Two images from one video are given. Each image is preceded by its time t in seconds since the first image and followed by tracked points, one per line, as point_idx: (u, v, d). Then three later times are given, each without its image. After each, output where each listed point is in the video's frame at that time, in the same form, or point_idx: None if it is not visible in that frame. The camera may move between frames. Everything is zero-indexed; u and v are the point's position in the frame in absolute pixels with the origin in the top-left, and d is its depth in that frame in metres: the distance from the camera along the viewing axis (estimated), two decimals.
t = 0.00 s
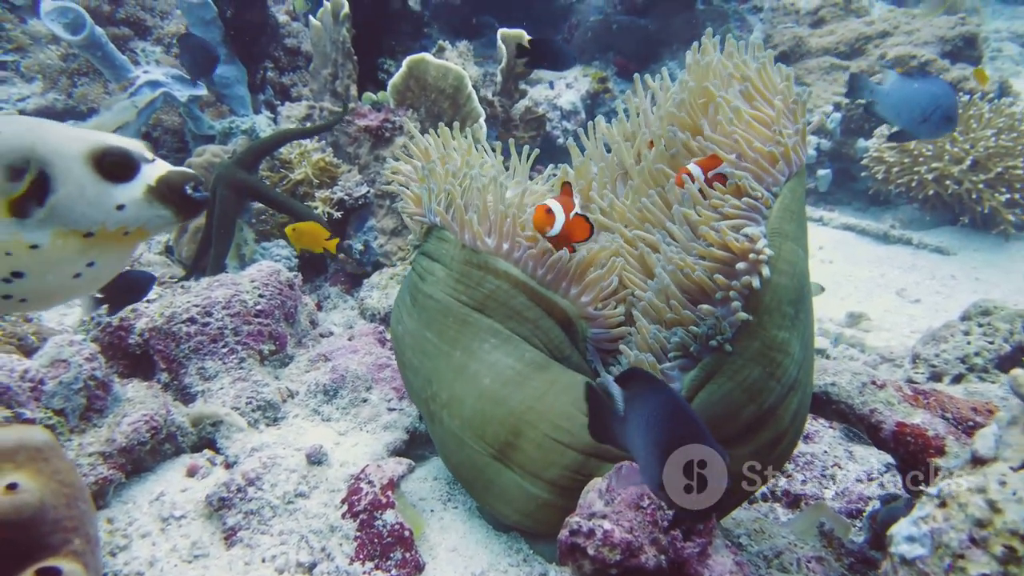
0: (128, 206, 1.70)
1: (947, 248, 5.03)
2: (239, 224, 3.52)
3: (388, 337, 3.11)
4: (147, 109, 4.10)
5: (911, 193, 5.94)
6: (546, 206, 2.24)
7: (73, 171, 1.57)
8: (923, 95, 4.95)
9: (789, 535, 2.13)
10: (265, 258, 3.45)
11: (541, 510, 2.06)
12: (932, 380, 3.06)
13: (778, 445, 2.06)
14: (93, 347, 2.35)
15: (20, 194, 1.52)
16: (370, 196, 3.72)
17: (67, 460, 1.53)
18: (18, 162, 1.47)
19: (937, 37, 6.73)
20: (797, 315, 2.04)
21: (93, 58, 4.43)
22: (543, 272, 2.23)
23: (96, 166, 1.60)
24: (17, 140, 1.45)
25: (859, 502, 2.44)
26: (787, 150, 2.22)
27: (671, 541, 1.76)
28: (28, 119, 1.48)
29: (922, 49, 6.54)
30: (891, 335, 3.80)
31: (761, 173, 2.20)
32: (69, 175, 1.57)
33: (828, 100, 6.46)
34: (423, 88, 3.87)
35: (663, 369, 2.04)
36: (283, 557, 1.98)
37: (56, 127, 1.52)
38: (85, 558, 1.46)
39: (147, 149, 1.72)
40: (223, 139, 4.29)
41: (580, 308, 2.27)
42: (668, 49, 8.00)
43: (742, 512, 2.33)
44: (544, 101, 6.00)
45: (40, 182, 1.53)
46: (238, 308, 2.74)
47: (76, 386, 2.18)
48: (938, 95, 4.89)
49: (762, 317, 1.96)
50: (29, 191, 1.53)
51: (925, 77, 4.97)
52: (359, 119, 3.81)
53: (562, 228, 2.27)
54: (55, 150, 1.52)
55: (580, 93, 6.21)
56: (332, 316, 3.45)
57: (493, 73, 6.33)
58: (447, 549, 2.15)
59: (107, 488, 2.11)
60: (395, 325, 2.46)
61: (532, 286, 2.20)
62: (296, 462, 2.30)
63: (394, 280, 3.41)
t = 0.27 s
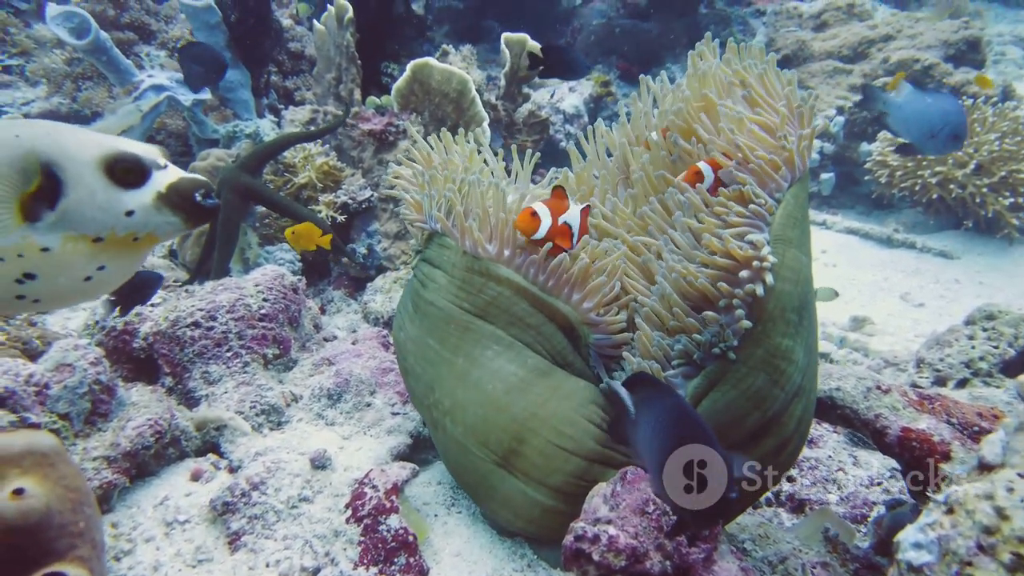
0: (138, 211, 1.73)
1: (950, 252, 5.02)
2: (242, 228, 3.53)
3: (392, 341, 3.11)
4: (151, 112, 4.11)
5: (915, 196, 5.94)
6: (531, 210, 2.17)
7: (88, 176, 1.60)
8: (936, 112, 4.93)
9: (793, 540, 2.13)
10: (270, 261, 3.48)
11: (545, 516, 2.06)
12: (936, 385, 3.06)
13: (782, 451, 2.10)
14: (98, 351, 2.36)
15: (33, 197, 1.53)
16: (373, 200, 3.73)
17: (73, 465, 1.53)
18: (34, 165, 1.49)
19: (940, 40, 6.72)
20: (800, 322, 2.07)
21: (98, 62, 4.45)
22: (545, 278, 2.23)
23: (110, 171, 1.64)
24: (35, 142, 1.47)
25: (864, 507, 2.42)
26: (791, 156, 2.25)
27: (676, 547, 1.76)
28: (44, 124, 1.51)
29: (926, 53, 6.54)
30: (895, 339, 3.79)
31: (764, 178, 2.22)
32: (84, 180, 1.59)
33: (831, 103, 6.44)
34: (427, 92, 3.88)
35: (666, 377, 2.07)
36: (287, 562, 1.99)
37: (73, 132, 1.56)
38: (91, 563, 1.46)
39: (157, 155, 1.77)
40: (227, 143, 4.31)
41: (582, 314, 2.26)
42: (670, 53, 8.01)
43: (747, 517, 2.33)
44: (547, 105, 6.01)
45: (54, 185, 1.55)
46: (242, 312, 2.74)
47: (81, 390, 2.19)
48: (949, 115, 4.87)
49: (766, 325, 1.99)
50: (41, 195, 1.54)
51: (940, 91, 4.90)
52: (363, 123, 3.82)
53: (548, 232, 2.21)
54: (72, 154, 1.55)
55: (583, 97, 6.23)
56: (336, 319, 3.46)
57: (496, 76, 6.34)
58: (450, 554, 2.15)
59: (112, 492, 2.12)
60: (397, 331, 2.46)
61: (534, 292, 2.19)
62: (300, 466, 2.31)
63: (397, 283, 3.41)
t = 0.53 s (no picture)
0: (147, 218, 1.70)
1: (957, 256, 5.00)
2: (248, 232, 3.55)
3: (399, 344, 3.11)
4: (157, 116, 4.10)
5: (921, 200, 5.93)
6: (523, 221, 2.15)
7: (99, 183, 1.59)
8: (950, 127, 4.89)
9: (803, 547, 2.10)
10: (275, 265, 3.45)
11: (552, 522, 2.06)
12: (944, 390, 3.04)
13: (793, 457, 2.09)
14: (106, 355, 2.36)
15: (46, 200, 1.55)
16: (379, 204, 3.75)
17: (83, 470, 1.52)
18: (46, 170, 1.50)
19: (946, 43, 6.71)
20: (810, 329, 2.06)
21: (104, 66, 4.45)
22: (551, 284, 2.23)
23: (121, 178, 1.62)
24: (48, 147, 1.48)
25: (873, 513, 2.41)
26: (799, 161, 2.25)
27: (687, 553, 1.77)
28: (59, 129, 1.52)
29: (931, 56, 6.53)
30: (902, 343, 3.78)
31: (772, 183, 2.20)
32: (95, 186, 1.59)
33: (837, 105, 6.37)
34: (433, 95, 3.89)
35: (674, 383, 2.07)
36: (294, 567, 1.98)
37: (87, 137, 1.55)
38: (101, 568, 1.45)
39: (172, 162, 1.72)
40: (232, 146, 4.31)
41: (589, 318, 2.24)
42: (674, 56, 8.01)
43: (755, 523, 2.31)
44: (551, 108, 6.02)
45: (66, 190, 1.56)
46: (250, 316, 2.74)
47: (89, 394, 2.18)
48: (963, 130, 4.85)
49: (776, 332, 1.99)
50: (54, 199, 1.55)
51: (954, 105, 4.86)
52: (368, 126, 3.84)
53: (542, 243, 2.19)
54: (83, 160, 1.54)
55: (587, 100, 6.23)
56: (341, 323, 3.46)
57: (500, 80, 6.35)
58: (458, 559, 2.14)
59: (120, 497, 2.12)
60: (402, 337, 2.46)
61: (540, 298, 2.20)
62: (307, 471, 2.30)
63: (403, 286, 3.41)
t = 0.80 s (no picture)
0: (153, 227, 1.69)
1: (964, 259, 4.99)
2: (254, 235, 3.54)
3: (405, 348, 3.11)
4: (163, 118, 4.09)
5: (928, 203, 5.92)
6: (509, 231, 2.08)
7: (108, 189, 1.58)
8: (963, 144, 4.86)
9: (814, 552, 2.07)
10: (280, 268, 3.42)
11: (561, 530, 2.05)
12: (954, 394, 3.03)
13: (804, 464, 2.09)
14: (113, 359, 2.35)
15: (55, 205, 1.55)
16: (385, 206, 3.71)
17: (92, 474, 1.51)
18: (56, 174, 1.50)
19: (952, 46, 6.70)
20: (820, 336, 2.06)
21: (110, 68, 4.45)
22: (557, 289, 2.20)
23: (129, 185, 1.61)
24: (60, 153, 1.49)
25: (883, 519, 2.39)
26: (806, 163, 2.24)
27: (699, 561, 1.73)
28: (72, 133, 1.52)
29: (937, 59, 6.52)
30: (910, 347, 3.77)
31: (782, 188, 2.20)
32: (103, 192, 1.58)
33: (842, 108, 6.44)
34: (439, 98, 3.88)
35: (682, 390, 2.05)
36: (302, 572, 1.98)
37: (99, 144, 1.55)
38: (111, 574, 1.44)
39: (182, 170, 1.71)
40: (237, 149, 4.30)
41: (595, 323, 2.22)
42: (679, 58, 8.00)
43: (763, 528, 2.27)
44: (556, 110, 6.01)
45: (75, 195, 1.56)
46: (256, 319, 2.73)
47: (96, 398, 2.17)
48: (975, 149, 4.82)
49: (787, 339, 1.99)
50: (62, 204, 1.56)
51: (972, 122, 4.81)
52: (374, 129, 3.83)
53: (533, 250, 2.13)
54: (93, 166, 1.54)
55: (592, 103, 6.23)
56: (347, 326, 3.45)
57: (506, 83, 6.35)
58: (467, 565, 2.13)
59: (127, 501, 2.11)
60: (407, 343, 2.45)
61: (545, 302, 2.17)
62: (314, 475, 2.29)
63: (409, 290, 3.40)
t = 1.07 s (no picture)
0: (162, 239, 1.70)
1: (973, 264, 4.97)
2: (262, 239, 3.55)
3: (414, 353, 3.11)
4: (171, 123, 4.10)
5: (936, 208, 5.90)
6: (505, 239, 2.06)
7: (120, 199, 1.60)
8: (978, 168, 4.91)
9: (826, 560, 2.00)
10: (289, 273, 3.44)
11: (573, 538, 2.05)
12: (965, 401, 3.01)
13: (818, 474, 2.08)
14: (124, 364, 2.35)
15: (69, 211, 1.58)
16: (392, 211, 3.73)
17: (108, 480, 1.51)
18: (72, 182, 1.53)
19: (960, 51, 6.69)
20: (834, 344, 2.04)
21: (119, 74, 4.47)
22: (565, 296, 2.20)
23: (141, 197, 1.63)
24: (77, 161, 1.52)
25: (896, 526, 2.38)
26: (818, 169, 2.23)
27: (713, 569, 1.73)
28: (92, 143, 1.55)
29: (945, 63, 6.52)
30: (919, 353, 3.75)
31: (794, 197, 2.18)
32: (115, 202, 1.60)
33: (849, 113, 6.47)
34: (447, 103, 3.88)
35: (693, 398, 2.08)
36: None
37: (117, 154, 1.58)
38: None
39: (195, 185, 1.72)
40: (245, 154, 4.32)
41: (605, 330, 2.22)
42: (684, 63, 8.01)
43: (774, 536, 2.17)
44: (563, 115, 6.02)
45: (89, 204, 1.58)
46: (266, 324, 2.74)
47: (107, 403, 2.18)
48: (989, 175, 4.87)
49: (800, 348, 1.98)
50: (78, 211, 1.58)
51: (990, 149, 4.85)
52: (382, 134, 3.84)
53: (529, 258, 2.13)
54: (108, 176, 1.57)
55: (598, 107, 6.23)
56: (355, 331, 3.45)
57: (512, 87, 6.37)
58: (478, 572, 2.12)
59: (138, 506, 2.11)
60: (415, 350, 2.45)
61: (554, 310, 2.18)
62: (324, 481, 2.28)
63: (417, 295, 3.40)
